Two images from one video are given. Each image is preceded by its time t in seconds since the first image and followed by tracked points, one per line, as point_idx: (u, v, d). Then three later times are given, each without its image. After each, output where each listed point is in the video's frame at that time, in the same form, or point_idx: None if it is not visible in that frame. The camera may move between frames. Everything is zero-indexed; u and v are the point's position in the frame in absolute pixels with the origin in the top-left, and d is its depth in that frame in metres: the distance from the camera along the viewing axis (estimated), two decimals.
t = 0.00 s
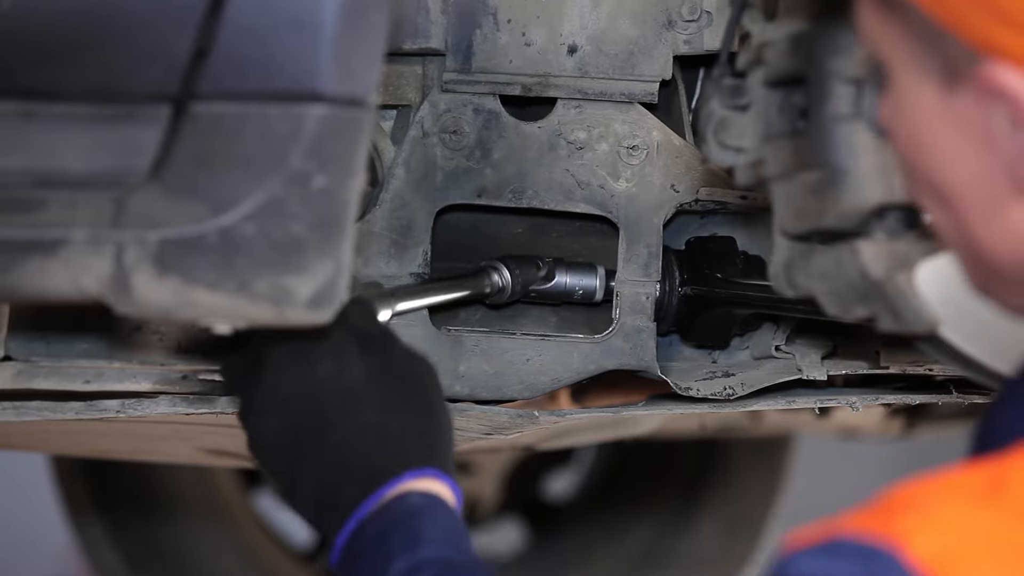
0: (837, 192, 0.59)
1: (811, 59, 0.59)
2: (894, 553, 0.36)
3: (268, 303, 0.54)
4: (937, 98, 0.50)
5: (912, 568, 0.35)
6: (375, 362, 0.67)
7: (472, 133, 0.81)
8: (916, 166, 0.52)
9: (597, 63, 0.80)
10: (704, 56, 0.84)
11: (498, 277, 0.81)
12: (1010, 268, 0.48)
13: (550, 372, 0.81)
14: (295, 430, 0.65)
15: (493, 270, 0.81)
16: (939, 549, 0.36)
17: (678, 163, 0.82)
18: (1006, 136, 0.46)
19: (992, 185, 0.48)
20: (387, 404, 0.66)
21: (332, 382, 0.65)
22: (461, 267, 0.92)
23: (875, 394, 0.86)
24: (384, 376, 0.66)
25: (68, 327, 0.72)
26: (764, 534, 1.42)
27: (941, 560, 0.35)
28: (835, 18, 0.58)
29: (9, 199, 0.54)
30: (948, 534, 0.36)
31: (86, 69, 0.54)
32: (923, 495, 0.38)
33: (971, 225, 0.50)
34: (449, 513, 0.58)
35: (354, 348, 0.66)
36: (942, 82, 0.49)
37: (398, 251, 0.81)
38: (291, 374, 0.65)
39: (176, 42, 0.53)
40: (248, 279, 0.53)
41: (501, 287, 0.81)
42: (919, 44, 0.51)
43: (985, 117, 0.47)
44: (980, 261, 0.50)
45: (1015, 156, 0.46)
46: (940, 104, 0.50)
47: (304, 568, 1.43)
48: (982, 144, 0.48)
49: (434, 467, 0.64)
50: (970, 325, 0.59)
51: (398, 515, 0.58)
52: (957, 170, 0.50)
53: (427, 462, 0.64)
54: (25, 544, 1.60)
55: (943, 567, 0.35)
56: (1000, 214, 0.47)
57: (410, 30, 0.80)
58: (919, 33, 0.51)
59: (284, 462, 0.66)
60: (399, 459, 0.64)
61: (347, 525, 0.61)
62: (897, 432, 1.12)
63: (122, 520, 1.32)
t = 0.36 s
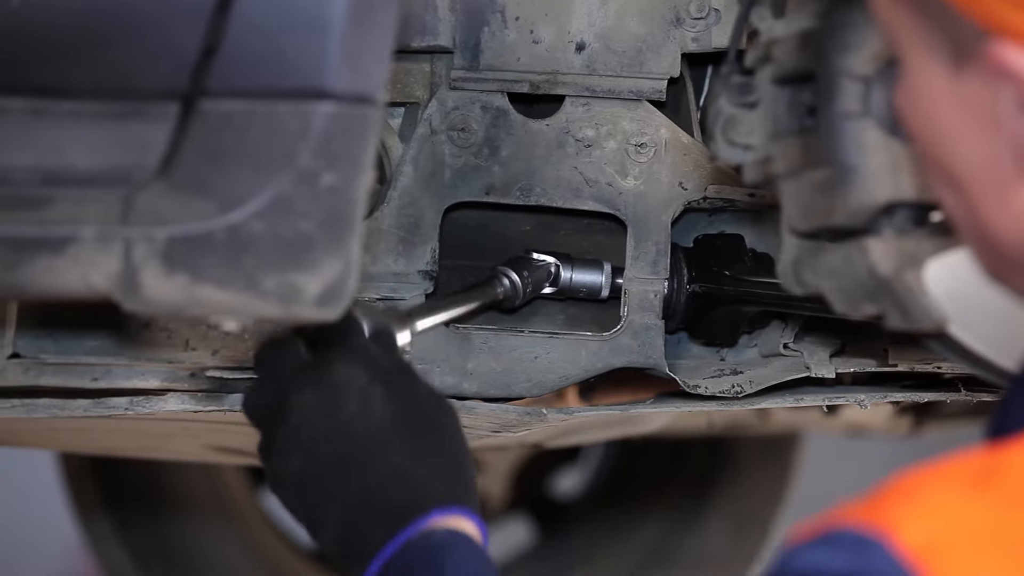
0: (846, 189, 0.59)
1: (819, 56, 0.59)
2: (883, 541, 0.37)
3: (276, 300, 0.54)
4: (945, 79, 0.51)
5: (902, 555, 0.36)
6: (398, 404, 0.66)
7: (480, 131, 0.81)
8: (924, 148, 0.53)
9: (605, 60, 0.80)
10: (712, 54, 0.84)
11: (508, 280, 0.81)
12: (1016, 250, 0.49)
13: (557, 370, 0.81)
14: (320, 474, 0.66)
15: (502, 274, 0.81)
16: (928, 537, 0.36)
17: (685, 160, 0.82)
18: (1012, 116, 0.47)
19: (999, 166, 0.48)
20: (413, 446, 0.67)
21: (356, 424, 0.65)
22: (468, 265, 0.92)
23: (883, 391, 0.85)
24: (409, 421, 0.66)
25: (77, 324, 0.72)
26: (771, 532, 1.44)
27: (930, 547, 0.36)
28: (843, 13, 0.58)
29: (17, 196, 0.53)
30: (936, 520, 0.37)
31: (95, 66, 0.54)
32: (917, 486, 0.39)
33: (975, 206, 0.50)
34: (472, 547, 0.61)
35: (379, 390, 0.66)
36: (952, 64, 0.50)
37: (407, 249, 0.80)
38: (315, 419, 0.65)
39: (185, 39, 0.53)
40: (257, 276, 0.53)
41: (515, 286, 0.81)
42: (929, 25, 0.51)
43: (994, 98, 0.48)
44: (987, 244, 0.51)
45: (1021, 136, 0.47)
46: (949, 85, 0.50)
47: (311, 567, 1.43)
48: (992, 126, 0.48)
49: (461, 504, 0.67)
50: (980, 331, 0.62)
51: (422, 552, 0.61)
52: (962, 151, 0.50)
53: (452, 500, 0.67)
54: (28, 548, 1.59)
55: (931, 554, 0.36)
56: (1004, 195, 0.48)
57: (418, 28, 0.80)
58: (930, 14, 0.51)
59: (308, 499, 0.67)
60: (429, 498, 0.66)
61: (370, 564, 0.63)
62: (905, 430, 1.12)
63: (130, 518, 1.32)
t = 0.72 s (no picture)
0: (851, 187, 0.59)
1: (825, 54, 0.59)
2: (871, 540, 0.35)
3: (282, 298, 0.54)
4: (951, 80, 0.50)
5: (890, 558, 0.34)
6: (373, 345, 0.67)
7: (486, 129, 0.81)
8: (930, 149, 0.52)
9: (610, 58, 0.80)
10: (718, 52, 0.84)
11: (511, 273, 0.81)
12: None
13: (563, 367, 0.81)
14: (298, 418, 0.65)
15: (507, 266, 0.81)
16: (917, 540, 0.35)
17: (691, 158, 0.82)
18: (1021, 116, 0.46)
19: (1005, 164, 0.47)
20: (387, 381, 0.66)
21: (329, 365, 0.66)
22: (474, 263, 0.92)
23: (889, 389, 0.85)
24: (383, 360, 0.67)
25: (82, 322, 0.72)
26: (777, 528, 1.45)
27: (919, 550, 0.34)
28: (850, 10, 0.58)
29: (24, 194, 0.53)
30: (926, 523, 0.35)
31: (100, 62, 0.54)
32: (910, 483, 0.38)
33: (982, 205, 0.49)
34: (458, 490, 0.58)
35: (352, 330, 0.67)
36: (959, 63, 0.49)
37: (412, 246, 0.81)
38: (292, 364, 0.66)
39: (190, 36, 0.53)
40: (262, 274, 0.53)
41: (514, 282, 0.81)
42: (934, 27, 0.51)
43: (1000, 96, 0.47)
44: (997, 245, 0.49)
45: None
46: (955, 84, 0.50)
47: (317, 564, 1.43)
48: (999, 125, 0.48)
49: (442, 439, 0.64)
50: (987, 329, 0.59)
51: (406, 495, 0.57)
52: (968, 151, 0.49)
53: (432, 435, 0.64)
54: (28, 542, 1.60)
55: (920, 557, 0.34)
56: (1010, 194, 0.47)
57: (423, 25, 0.79)
58: (937, 16, 0.51)
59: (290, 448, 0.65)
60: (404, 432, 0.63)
61: (357, 504, 0.60)
62: (910, 428, 1.12)
63: (135, 516, 1.32)
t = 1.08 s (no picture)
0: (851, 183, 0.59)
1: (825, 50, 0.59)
2: (874, 544, 0.36)
3: (281, 295, 0.54)
4: (926, 104, 0.49)
5: (893, 563, 0.35)
6: (386, 367, 0.67)
7: (485, 126, 0.81)
8: (915, 173, 0.51)
9: (610, 55, 0.80)
10: (718, 48, 0.84)
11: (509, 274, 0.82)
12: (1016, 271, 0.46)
13: (563, 364, 0.81)
14: (303, 433, 0.65)
15: (505, 267, 0.82)
16: (920, 543, 0.35)
17: (691, 155, 0.82)
18: (992, 132, 0.45)
19: (982, 183, 0.46)
20: (397, 408, 0.66)
21: (340, 386, 0.66)
22: (474, 259, 0.92)
23: (888, 386, 0.85)
24: (395, 384, 0.66)
25: (81, 320, 0.72)
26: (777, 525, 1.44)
27: (922, 553, 0.35)
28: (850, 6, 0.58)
29: (23, 191, 0.53)
30: (930, 525, 0.36)
31: (99, 60, 0.54)
32: (908, 486, 0.38)
33: (971, 229, 0.48)
34: (461, 518, 0.59)
35: (365, 350, 0.67)
36: (929, 85, 0.49)
37: (412, 243, 0.81)
38: (302, 380, 0.66)
39: (189, 32, 0.53)
40: (262, 271, 0.53)
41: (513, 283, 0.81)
42: (903, 51, 0.51)
43: (971, 116, 0.46)
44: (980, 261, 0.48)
45: (1000, 153, 0.45)
46: (928, 108, 0.49)
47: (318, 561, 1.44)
48: (972, 146, 0.46)
49: (447, 472, 0.65)
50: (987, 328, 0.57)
51: (410, 521, 0.59)
52: (953, 173, 0.48)
53: (438, 467, 0.64)
54: (29, 540, 1.60)
55: (923, 560, 0.35)
56: (995, 213, 0.46)
57: (423, 22, 0.79)
58: (904, 41, 0.51)
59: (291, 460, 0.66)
60: (411, 465, 0.64)
61: (357, 528, 0.61)
62: (911, 425, 1.12)
63: (136, 514, 1.32)
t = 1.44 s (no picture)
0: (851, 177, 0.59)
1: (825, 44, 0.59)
2: (937, 519, 0.40)
3: (280, 289, 0.53)
4: (913, 92, 0.50)
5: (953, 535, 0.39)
6: (403, 346, 0.67)
7: (485, 120, 0.81)
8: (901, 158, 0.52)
9: (610, 49, 0.80)
10: (717, 43, 0.84)
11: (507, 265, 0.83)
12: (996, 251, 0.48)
13: (563, 358, 0.81)
14: (310, 398, 0.65)
15: (503, 258, 0.83)
16: (977, 515, 0.39)
17: (691, 149, 0.82)
18: (980, 122, 0.46)
19: (968, 171, 0.48)
20: (409, 383, 0.67)
21: (358, 353, 0.66)
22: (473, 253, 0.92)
23: (888, 379, 0.86)
24: (410, 363, 0.67)
25: (81, 314, 0.72)
26: (776, 518, 1.44)
27: (979, 525, 0.39)
28: None
29: (22, 184, 0.53)
30: (983, 498, 0.39)
31: (96, 53, 0.54)
32: (953, 460, 0.41)
33: (957, 214, 0.49)
34: (459, 494, 0.62)
35: (385, 324, 0.68)
36: (917, 72, 0.49)
37: (411, 236, 0.81)
38: (318, 344, 0.66)
39: (188, 25, 0.53)
40: (261, 265, 0.53)
41: (509, 273, 0.83)
42: (895, 35, 0.51)
43: (960, 106, 0.47)
44: (967, 248, 0.50)
45: (988, 142, 0.46)
46: (916, 95, 0.50)
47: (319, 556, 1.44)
48: (959, 134, 0.47)
49: (449, 449, 0.66)
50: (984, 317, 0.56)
51: (409, 490, 0.61)
52: (935, 159, 0.50)
53: (444, 444, 0.66)
54: (27, 539, 1.60)
55: (980, 530, 0.39)
56: (979, 199, 0.47)
57: (423, 16, 0.79)
58: (893, 25, 0.51)
59: (293, 425, 0.66)
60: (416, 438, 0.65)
61: (353, 493, 0.63)
62: (910, 419, 1.12)
63: (135, 508, 1.32)
